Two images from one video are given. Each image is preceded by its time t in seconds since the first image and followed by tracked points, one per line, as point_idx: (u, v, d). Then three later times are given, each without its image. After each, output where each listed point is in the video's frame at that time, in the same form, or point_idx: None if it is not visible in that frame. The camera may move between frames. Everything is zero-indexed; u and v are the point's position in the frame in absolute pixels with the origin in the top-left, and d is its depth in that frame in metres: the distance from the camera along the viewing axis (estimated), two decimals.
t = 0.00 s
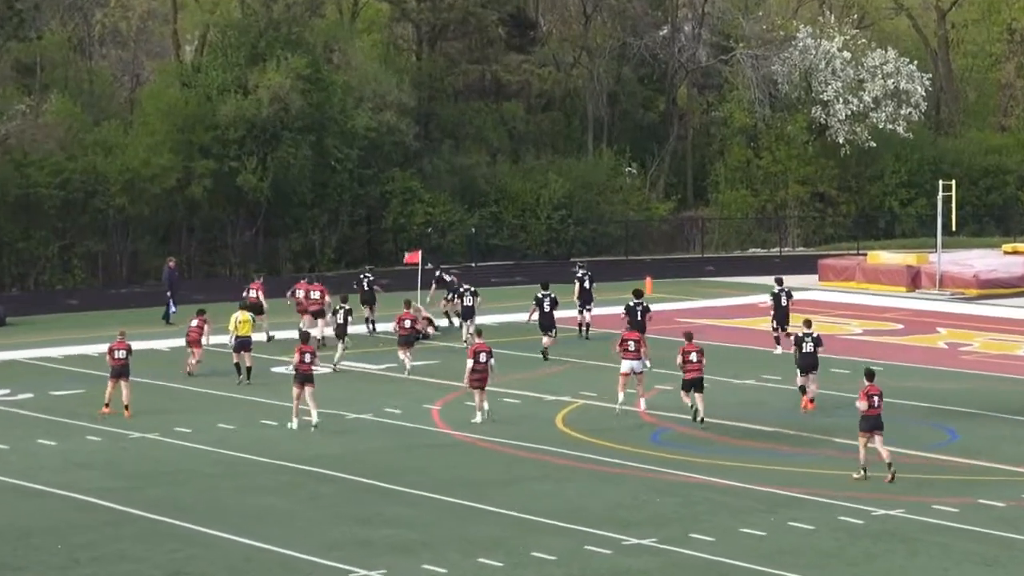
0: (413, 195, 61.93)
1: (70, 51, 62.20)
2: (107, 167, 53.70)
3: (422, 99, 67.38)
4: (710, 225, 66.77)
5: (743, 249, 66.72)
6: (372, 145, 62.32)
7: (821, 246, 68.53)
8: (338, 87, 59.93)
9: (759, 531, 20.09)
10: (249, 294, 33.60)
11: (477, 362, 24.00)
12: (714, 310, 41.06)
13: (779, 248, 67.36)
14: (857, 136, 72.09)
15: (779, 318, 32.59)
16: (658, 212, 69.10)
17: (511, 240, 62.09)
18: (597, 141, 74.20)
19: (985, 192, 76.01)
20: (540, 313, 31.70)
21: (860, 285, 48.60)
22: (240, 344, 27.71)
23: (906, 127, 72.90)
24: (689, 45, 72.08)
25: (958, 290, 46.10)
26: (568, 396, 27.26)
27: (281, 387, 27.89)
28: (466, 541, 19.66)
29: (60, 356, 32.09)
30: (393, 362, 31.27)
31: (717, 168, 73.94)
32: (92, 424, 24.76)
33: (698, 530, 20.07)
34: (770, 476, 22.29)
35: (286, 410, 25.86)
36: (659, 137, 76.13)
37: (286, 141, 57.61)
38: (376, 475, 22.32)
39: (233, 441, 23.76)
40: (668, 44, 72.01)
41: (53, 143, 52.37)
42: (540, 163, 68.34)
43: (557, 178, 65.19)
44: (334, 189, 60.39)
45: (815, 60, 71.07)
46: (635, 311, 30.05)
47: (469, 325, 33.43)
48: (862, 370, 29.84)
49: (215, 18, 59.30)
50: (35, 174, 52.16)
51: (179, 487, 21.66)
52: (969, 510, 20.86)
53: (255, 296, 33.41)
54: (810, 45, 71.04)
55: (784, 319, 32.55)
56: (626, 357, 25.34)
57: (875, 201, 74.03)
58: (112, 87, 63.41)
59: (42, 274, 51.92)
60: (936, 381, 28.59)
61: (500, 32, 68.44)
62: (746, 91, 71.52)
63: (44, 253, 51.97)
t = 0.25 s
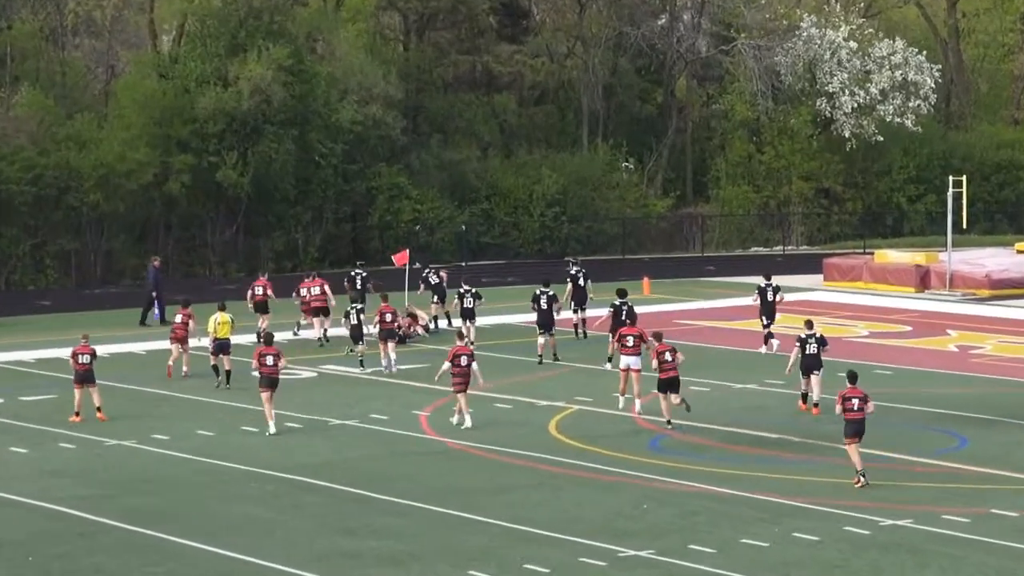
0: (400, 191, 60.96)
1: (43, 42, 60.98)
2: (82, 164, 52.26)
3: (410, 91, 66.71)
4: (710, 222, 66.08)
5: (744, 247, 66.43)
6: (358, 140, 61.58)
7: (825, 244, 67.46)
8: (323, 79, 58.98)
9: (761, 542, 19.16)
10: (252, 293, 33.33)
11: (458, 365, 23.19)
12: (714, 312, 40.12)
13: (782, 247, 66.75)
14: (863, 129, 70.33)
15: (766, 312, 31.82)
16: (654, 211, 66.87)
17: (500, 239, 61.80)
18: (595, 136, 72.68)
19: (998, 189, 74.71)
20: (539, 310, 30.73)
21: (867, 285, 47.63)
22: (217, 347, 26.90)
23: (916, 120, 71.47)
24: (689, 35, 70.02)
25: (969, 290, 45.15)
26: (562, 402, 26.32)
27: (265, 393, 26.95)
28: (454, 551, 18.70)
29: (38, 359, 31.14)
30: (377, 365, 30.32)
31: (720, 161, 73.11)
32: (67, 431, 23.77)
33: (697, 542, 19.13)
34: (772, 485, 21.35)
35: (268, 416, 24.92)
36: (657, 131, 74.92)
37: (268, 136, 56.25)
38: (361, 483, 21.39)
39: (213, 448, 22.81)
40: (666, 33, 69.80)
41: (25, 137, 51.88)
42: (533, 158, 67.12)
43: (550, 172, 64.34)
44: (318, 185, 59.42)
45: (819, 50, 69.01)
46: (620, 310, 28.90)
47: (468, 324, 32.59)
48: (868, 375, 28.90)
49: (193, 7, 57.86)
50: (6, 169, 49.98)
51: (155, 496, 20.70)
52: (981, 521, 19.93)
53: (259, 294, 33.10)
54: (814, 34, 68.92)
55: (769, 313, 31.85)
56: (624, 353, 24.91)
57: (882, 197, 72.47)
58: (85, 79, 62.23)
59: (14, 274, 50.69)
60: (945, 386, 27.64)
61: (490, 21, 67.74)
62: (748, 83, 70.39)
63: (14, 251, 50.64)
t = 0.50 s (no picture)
0: (386, 187, 60.04)
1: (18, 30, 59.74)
2: (53, 158, 50.99)
3: (398, 84, 65.26)
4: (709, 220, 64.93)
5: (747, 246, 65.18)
6: (344, 132, 60.97)
7: (830, 243, 66.13)
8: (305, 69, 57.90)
9: (764, 554, 18.24)
10: (256, 293, 32.98)
11: (439, 367, 22.58)
12: (715, 313, 39.19)
13: (785, 245, 65.41)
14: (872, 122, 68.92)
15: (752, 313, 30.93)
16: (655, 205, 66.51)
17: (492, 235, 60.45)
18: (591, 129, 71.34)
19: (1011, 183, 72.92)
20: (540, 312, 30.01)
21: (875, 285, 46.65)
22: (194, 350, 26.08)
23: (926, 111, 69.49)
24: (689, 24, 68.69)
25: (982, 290, 44.19)
26: (556, 407, 25.39)
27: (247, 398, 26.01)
28: (442, 562, 17.80)
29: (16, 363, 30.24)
30: (364, 369, 29.37)
31: (720, 157, 71.09)
32: (39, 438, 22.82)
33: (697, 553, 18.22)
34: (775, 494, 20.42)
35: (251, 423, 23.98)
36: (656, 124, 73.64)
37: (248, 129, 54.92)
38: (345, 492, 20.48)
39: (191, 456, 21.90)
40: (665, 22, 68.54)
41: None
42: (528, 152, 66.41)
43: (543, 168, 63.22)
44: (301, 182, 58.06)
45: (825, 39, 67.62)
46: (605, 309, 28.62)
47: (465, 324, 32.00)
48: (875, 379, 27.95)
49: None
50: None
51: (130, 505, 19.81)
52: (995, 531, 19.02)
53: (262, 294, 32.67)
54: (819, 23, 67.30)
55: (757, 315, 30.96)
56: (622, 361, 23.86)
57: (891, 191, 70.76)
58: (59, 69, 61.00)
59: None
60: (955, 391, 26.70)
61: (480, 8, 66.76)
62: (750, 74, 68.73)
63: None
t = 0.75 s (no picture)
0: (374, 184, 59.56)
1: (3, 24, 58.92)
2: (26, 152, 50.24)
3: (387, 76, 64.65)
4: (709, 217, 63.87)
5: (752, 245, 64.21)
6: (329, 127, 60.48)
7: (834, 242, 64.88)
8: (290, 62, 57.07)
9: (766, 564, 17.51)
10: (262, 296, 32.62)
11: (421, 371, 21.93)
12: (715, 313, 38.47)
13: (790, 243, 64.33)
14: (879, 117, 68.09)
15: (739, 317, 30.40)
16: (654, 202, 66.18)
17: (484, 235, 59.61)
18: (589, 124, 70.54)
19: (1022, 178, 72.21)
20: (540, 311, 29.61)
21: (880, 286, 45.82)
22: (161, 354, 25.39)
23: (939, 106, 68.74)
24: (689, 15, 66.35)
25: (992, 290, 43.37)
26: (551, 412, 24.65)
27: (233, 403, 25.27)
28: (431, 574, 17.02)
29: None
30: (354, 373, 28.61)
31: (721, 151, 70.75)
32: (17, 444, 22.07)
33: (698, 564, 17.48)
34: (778, 502, 19.69)
35: (236, 429, 23.24)
36: (654, 120, 72.85)
37: (230, 123, 53.94)
38: (333, 501, 19.74)
39: (174, 463, 21.15)
40: (662, 11, 66.91)
41: None
42: (522, 147, 65.29)
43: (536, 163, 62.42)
44: (285, 176, 57.41)
45: (831, 31, 66.76)
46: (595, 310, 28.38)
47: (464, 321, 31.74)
48: (881, 382, 27.21)
49: None
50: None
51: (108, 514, 19.06)
52: (1006, 541, 18.30)
53: (268, 297, 32.35)
54: (823, 13, 66.28)
55: (742, 318, 30.38)
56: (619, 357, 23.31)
57: (901, 189, 70.43)
58: (37, 62, 60.27)
59: None
60: (964, 395, 25.95)
61: None
62: (753, 66, 67.76)
63: None
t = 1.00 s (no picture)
0: (371, 185, 59.52)
1: None
2: (23, 152, 49.83)
3: (382, 75, 64.73)
4: (705, 217, 63.62)
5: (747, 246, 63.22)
6: (326, 126, 60.41)
7: (832, 243, 64.57)
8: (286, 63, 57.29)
9: (764, 564, 17.50)
10: (272, 290, 32.60)
11: (408, 370, 22.00)
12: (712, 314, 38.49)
13: (787, 245, 63.76)
14: (875, 117, 67.86)
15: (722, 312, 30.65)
16: (649, 203, 66.64)
17: (480, 235, 59.31)
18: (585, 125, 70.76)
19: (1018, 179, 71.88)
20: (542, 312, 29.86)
21: (879, 286, 45.85)
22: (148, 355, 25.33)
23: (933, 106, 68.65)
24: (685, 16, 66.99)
25: (989, 292, 43.29)
26: (547, 413, 24.64)
27: (229, 404, 25.25)
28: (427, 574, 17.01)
29: None
30: (349, 373, 28.58)
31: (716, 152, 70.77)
32: (13, 445, 22.01)
33: (693, 564, 17.48)
34: (774, 502, 19.71)
35: (232, 429, 23.22)
36: (650, 120, 73.48)
37: (227, 124, 54.23)
38: (329, 501, 19.74)
39: (170, 464, 21.15)
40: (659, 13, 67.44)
41: None
42: (517, 147, 65.57)
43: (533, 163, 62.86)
44: (281, 177, 57.57)
45: (826, 32, 66.73)
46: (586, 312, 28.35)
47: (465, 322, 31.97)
48: (877, 383, 27.21)
49: None
50: None
51: (104, 515, 19.04)
52: (1003, 541, 18.30)
53: (277, 292, 32.39)
54: (819, 14, 66.46)
55: (728, 313, 30.50)
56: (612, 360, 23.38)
57: (897, 191, 70.33)
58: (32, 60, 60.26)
59: None
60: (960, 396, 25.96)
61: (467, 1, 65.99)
62: (748, 68, 67.65)
63: None
